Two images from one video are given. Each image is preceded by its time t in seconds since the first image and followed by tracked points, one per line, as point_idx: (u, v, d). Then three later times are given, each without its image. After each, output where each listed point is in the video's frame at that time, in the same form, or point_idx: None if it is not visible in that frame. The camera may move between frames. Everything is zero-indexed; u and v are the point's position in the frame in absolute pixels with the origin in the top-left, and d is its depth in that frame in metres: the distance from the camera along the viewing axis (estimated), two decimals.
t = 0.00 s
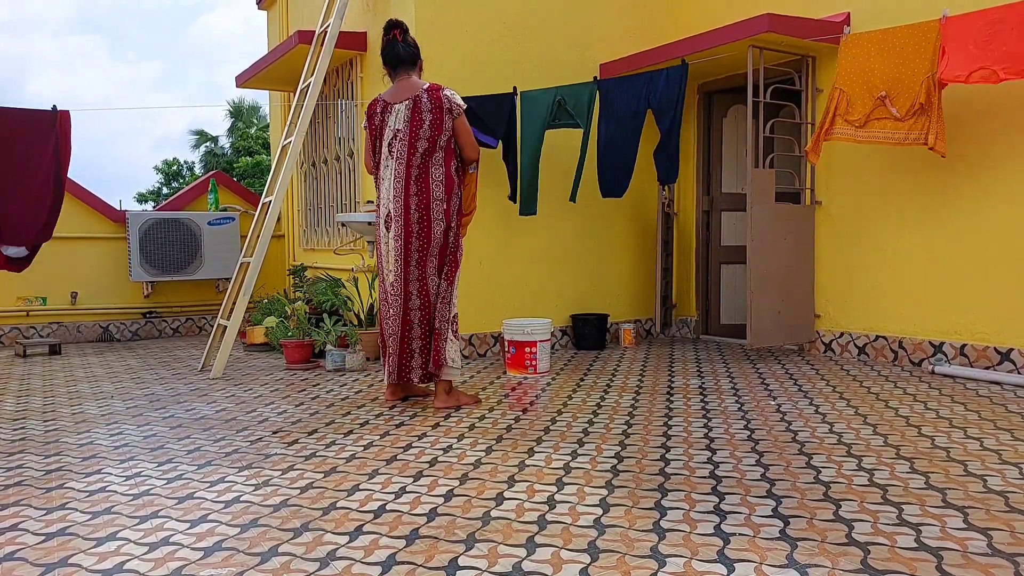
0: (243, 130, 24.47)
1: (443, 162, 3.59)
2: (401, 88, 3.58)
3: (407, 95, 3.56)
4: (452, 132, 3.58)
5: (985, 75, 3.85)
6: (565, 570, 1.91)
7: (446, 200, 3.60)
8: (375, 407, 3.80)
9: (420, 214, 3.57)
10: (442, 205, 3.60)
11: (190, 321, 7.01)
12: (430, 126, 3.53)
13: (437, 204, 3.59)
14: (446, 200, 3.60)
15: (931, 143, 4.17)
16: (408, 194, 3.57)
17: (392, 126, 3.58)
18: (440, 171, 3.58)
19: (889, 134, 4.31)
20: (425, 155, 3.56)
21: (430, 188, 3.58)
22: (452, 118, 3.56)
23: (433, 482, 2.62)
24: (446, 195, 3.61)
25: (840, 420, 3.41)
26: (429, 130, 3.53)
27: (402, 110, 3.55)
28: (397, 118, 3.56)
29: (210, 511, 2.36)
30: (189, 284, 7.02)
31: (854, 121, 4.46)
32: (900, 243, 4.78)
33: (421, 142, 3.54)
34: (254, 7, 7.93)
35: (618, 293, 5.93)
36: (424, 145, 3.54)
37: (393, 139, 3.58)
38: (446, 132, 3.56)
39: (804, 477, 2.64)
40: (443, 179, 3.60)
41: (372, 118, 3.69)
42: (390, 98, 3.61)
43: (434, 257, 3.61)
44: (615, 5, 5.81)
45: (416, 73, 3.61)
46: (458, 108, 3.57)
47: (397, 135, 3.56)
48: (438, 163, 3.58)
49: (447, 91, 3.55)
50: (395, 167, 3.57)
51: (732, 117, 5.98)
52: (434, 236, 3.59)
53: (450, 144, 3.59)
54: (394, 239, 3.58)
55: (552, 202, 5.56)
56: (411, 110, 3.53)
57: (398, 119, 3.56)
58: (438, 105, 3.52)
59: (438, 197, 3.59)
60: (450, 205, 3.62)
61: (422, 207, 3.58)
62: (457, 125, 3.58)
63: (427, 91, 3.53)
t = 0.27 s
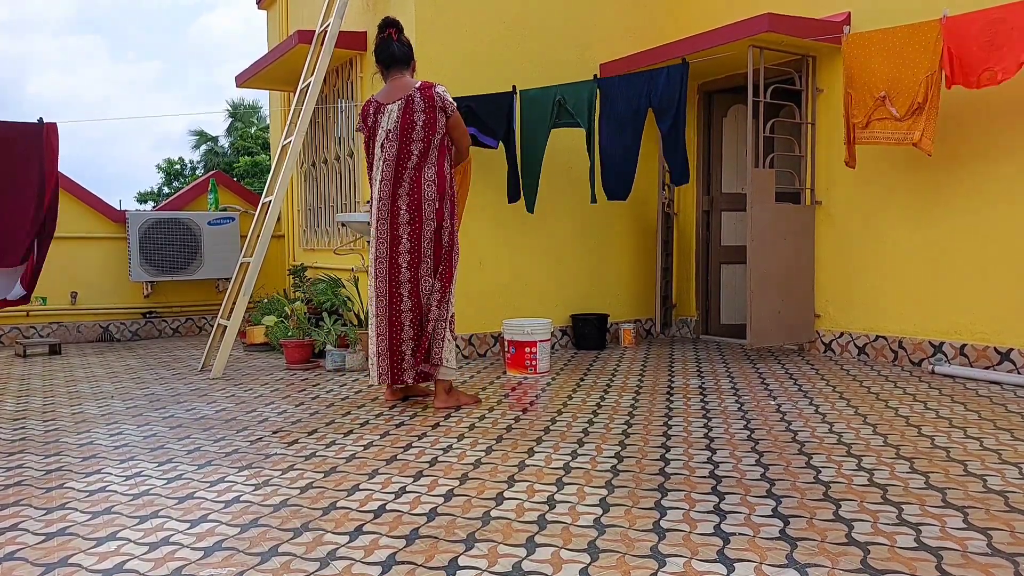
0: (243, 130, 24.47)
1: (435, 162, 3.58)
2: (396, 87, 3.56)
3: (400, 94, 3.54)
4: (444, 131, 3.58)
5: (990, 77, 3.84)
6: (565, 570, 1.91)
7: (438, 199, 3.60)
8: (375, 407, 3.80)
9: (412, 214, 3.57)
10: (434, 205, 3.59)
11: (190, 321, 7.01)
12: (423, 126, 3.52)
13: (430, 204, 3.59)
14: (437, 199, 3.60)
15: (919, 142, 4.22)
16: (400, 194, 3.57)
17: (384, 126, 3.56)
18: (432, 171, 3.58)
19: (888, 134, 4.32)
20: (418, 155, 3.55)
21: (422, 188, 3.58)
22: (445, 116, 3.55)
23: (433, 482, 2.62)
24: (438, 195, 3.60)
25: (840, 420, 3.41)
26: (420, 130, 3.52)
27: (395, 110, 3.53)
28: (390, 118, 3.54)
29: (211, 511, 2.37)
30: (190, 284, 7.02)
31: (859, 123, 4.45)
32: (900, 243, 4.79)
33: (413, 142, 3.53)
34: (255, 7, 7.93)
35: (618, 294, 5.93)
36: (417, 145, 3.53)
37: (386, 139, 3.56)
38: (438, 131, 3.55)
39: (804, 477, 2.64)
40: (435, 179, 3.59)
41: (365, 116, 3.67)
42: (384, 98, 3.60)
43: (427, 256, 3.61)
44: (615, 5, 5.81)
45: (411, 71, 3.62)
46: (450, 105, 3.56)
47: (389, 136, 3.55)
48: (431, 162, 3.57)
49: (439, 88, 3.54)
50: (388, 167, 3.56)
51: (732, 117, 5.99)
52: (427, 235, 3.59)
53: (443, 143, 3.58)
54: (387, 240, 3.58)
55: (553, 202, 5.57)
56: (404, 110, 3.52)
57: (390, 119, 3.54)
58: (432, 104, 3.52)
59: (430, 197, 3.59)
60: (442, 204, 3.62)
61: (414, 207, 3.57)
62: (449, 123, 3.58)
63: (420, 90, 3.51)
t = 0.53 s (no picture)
0: (243, 129, 24.45)
1: (432, 164, 3.58)
2: (395, 89, 3.60)
3: (397, 97, 3.58)
4: (439, 133, 3.57)
5: (989, 79, 3.83)
6: (565, 570, 1.91)
7: (435, 201, 3.60)
8: (375, 407, 3.79)
9: (408, 217, 3.59)
10: (432, 207, 3.59)
11: (190, 321, 7.01)
12: (416, 129, 3.53)
13: (426, 206, 3.58)
14: (435, 201, 3.60)
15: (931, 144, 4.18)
16: (397, 197, 3.60)
17: (381, 129, 3.60)
18: (428, 173, 3.58)
19: (887, 134, 4.31)
20: (414, 158, 3.57)
21: (419, 190, 3.58)
22: (439, 118, 3.53)
23: (433, 482, 2.62)
24: (436, 197, 3.60)
25: (840, 420, 3.40)
26: (416, 133, 3.54)
27: (390, 113, 3.57)
28: (386, 121, 3.58)
29: (211, 510, 2.37)
30: (189, 284, 7.02)
31: (855, 122, 4.46)
32: (900, 244, 4.78)
33: (408, 145, 3.55)
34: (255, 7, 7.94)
35: (618, 294, 5.93)
36: (413, 147, 3.55)
37: (382, 142, 3.60)
38: (433, 134, 3.56)
39: (804, 477, 2.63)
40: (432, 181, 3.59)
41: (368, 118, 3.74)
42: (383, 99, 3.64)
43: (425, 259, 3.61)
44: (615, 5, 5.81)
45: (416, 71, 3.62)
46: (444, 104, 3.49)
47: (386, 139, 3.58)
48: (427, 165, 3.58)
49: (434, 87, 3.52)
50: (385, 170, 3.60)
51: (732, 117, 5.99)
52: (424, 237, 3.59)
53: (439, 145, 3.58)
54: (385, 243, 3.62)
55: (553, 201, 5.57)
56: (398, 114, 3.55)
57: (386, 122, 3.58)
58: (425, 108, 3.52)
59: (427, 199, 3.59)
60: (439, 207, 3.61)
61: (411, 210, 3.58)
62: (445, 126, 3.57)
63: (414, 92, 3.53)
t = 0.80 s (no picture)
0: (243, 129, 24.44)
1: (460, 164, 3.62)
2: (427, 84, 3.54)
3: (430, 94, 3.53)
4: (472, 136, 3.60)
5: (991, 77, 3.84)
6: (565, 570, 1.91)
7: (462, 201, 3.63)
8: (374, 407, 3.79)
9: (436, 216, 3.58)
10: (459, 206, 3.62)
11: (190, 320, 7.01)
12: (451, 129, 3.54)
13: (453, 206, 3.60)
14: (462, 201, 3.63)
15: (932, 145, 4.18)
16: (424, 195, 3.58)
17: (413, 126, 3.53)
18: (457, 173, 3.61)
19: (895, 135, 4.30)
20: (444, 157, 3.57)
21: (447, 189, 3.60)
22: (474, 123, 3.57)
23: (433, 482, 2.62)
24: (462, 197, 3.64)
25: (840, 420, 3.40)
26: (448, 132, 3.54)
27: (424, 110, 3.51)
28: (417, 117, 3.52)
29: (210, 510, 2.37)
30: (189, 284, 7.02)
31: (865, 124, 4.44)
32: (901, 243, 4.78)
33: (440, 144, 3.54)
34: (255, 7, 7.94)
35: (619, 294, 5.93)
36: (445, 146, 3.55)
37: (413, 139, 3.54)
38: (465, 135, 3.58)
39: (804, 477, 2.63)
40: (459, 181, 3.62)
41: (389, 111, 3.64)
42: (412, 94, 3.56)
43: (449, 258, 3.64)
44: (615, 5, 5.81)
45: (442, 68, 3.57)
46: (479, 114, 3.56)
47: (418, 136, 3.53)
48: (455, 164, 3.61)
49: (471, 94, 3.55)
50: (415, 167, 3.55)
51: (732, 117, 5.99)
52: (450, 236, 3.62)
53: (469, 147, 3.62)
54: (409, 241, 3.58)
55: (553, 201, 5.57)
56: (432, 111, 3.51)
57: (418, 118, 3.52)
58: (462, 111, 3.53)
59: (454, 199, 3.61)
60: (466, 208, 3.65)
61: (439, 209, 3.58)
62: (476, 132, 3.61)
63: (452, 93, 3.51)
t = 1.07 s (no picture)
0: (243, 130, 24.43)
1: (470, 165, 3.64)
2: (438, 84, 3.53)
3: (443, 95, 3.52)
4: (484, 136, 3.63)
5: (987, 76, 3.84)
6: (565, 570, 1.91)
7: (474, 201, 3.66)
8: (374, 407, 3.79)
9: (451, 216, 3.60)
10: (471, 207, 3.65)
11: (190, 321, 7.01)
12: (464, 130, 3.56)
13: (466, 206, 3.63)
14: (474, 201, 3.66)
15: (925, 142, 4.20)
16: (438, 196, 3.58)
17: (424, 126, 3.53)
18: (468, 174, 3.63)
19: (887, 133, 4.32)
20: (456, 158, 3.58)
21: (460, 190, 3.61)
22: (485, 124, 3.59)
23: (433, 482, 2.62)
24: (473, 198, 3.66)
25: (840, 420, 3.40)
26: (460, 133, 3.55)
27: (437, 110, 3.51)
28: (431, 118, 3.52)
29: (211, 510, 2.37)
30: (189, 284, 7.02)
31: (856, 121, 4.46)
32: (901, 243, 4.78)
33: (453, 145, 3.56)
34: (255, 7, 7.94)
35: (618, 294, 5.93)
36: (458, 147, 3.56)
37: (425, 139, 3.53)
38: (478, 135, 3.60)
39: (804, 477, 2.63)
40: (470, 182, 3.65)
41: (398, 111, 3.60)
42: (424, 94, 3.54)
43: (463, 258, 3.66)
44: (615, 5, 5.81)
45: (450, 68, 3.58)
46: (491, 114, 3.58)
47: (430, 136, 3.52)
48: (466, 165, 3.63)
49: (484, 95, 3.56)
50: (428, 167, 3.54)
51: (732, 117, 5.99)
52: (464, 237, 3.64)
53: (479, 146, 3.64)
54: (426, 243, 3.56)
55: (553, 201, 5.57)
56: (446, 112, 3.52)
57: (432, 119, 3.52)
58: (474, 111, 3.55)
59: (467, 199, 3.63)
60: (478, 207, 3.67)
61: (454, 209, 3.60)
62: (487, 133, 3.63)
63: (466, 94, 3.52)
